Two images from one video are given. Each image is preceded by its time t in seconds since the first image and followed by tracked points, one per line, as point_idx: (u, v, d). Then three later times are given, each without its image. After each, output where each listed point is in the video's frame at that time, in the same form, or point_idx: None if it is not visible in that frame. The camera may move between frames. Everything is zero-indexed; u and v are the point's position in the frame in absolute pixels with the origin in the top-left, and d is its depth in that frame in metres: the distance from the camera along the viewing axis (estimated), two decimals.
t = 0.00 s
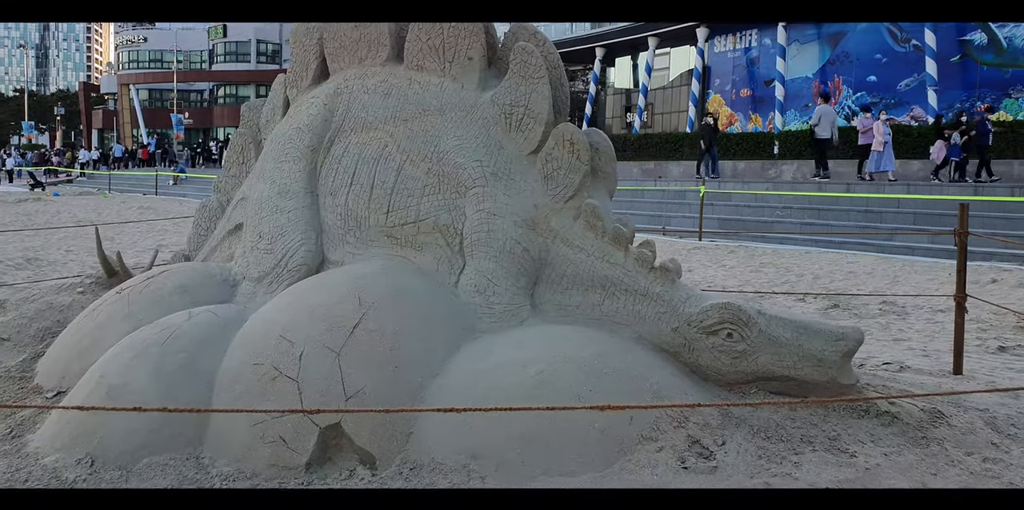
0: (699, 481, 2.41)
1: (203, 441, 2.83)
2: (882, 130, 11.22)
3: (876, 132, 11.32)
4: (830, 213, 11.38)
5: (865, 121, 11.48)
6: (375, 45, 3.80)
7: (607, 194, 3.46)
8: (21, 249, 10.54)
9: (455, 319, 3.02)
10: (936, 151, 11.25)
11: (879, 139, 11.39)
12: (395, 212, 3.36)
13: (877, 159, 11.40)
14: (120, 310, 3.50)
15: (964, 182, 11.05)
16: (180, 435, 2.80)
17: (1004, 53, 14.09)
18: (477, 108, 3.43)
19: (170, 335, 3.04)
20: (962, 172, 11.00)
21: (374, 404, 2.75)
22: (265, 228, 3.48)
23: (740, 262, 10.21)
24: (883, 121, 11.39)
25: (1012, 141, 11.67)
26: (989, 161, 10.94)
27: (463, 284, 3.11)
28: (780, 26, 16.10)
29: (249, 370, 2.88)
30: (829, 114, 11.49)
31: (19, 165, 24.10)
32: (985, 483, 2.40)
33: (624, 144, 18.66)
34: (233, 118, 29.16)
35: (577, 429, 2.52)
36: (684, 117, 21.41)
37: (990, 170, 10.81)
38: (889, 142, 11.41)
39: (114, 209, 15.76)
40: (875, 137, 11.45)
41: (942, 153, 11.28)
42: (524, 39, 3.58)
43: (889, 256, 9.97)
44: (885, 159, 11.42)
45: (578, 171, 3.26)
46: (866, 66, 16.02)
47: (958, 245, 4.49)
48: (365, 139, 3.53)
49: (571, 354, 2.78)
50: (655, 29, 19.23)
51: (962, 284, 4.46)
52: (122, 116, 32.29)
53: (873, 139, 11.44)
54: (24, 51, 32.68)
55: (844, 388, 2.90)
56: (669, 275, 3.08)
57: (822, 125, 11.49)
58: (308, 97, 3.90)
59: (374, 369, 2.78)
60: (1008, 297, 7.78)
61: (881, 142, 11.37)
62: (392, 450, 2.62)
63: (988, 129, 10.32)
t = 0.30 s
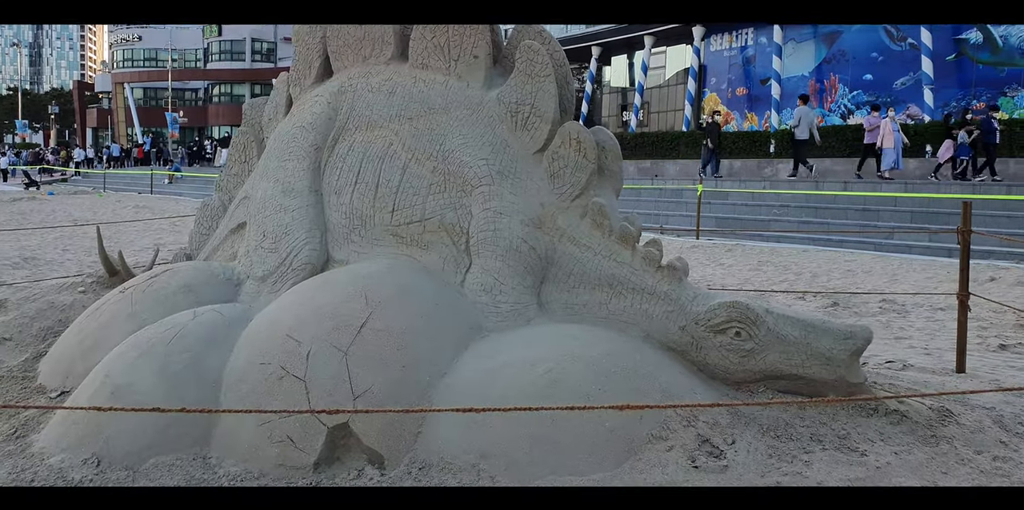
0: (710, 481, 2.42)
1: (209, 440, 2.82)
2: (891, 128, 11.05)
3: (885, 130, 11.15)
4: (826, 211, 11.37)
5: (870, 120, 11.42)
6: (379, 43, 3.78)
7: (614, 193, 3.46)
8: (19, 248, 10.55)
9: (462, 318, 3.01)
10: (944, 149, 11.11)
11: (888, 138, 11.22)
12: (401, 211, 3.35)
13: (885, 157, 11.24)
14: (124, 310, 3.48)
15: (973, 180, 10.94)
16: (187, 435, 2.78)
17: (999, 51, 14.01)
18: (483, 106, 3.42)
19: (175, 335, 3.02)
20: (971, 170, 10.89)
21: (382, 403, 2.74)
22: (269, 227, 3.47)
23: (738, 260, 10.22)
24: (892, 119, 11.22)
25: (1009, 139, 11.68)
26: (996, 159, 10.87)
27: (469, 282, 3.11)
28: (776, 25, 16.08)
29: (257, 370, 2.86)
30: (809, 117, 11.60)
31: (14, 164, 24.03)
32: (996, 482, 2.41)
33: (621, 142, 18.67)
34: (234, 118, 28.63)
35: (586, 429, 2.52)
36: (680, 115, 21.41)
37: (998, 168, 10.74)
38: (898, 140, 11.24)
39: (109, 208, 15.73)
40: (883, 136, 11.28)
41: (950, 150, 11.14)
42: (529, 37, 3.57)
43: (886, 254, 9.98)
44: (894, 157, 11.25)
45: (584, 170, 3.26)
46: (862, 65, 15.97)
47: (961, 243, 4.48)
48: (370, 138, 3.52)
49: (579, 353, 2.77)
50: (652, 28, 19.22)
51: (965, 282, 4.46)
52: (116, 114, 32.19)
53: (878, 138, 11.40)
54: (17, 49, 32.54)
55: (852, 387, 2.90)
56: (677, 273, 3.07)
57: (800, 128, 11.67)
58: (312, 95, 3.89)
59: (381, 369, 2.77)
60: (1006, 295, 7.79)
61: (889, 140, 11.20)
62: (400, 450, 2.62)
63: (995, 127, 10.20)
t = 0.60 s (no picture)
0: (716, 479, 2.42)
1: (211, 440, 2.80)
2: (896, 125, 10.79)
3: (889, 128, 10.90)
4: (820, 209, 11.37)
5: (875, 116, 11.19)
6: (379, 40, 3.76)
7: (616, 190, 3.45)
8: (11, 247, 10.46)
9: (464, 317, 2.99)
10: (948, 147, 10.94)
11: (892, 135, 10.97)
12: (402, 209, 3.33)
13: (889, 155, 10.98)
14: (122, 308, 3.45)
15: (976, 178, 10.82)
16: (188, 435, 2.76)
17: (992, 50, 14.00)
18: (485, 104, 3.40)
19: (175, 333, 3.00)
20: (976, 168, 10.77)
21: (385, 402, 2.72)
22: (268, 225, 3.44)
23: (733, 258, 10.23)
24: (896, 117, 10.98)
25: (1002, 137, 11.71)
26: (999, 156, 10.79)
27: (471, 280, 3.09)
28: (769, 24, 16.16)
29: (258, 368, 2.84)
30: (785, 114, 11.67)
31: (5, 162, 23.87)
32: (1001, 480, 2.42)
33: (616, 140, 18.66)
34: (230, 115, 28.61)
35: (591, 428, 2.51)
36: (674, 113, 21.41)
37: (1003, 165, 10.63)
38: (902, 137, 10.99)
39: (102, 206, 15.62)
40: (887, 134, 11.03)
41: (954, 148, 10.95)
42: (531, 34, 3.56)
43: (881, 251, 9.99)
44: (898, 155, 11.00)
45: (586, 168, 3.24)
46: (854, 62, 15.97)
47: (960, 241, 4.48)
48: (370, 135, 3.50)
49: (583, 352, 2.76)
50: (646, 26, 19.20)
51: (964, 280, 4.46)
52: (108, 112, 31.99)
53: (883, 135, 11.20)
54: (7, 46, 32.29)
55: (857, 385, 2.90)
56: (680, 271, 3.07)
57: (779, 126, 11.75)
58: (311, 92, 3.86)
59: (384, 367, 2.75)
60: (1001, 293, 7.81)
61: (894, 138, 10.95)
62: (404, 449, 2.60)
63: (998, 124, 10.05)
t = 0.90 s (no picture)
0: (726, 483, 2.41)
1: (212, 443, 2.76)
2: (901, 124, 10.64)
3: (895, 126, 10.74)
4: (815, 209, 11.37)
5: (878, 116, 10.94)
6: (380, 38, 3.72)
7: (620, 190, 3.42)
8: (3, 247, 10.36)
9: (467, 318, 2.96)
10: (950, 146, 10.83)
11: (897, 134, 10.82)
12: (403, 209, 3.30)
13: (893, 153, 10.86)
14: (120, 309, 3.41)
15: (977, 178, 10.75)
16: (188, 438, 2.72)
17: (985, 50, 13.98)
18: (487, 102, 3.37)
19: (174, 335, 2.95)
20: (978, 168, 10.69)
21: (388, 405, 2.68)
22: (268, 226, 3.40)
23: (729, 258, 10.21)
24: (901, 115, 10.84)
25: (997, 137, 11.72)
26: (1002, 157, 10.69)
27: (475, 281, 3.06)
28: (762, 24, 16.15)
29: (259, 370, 2.80)
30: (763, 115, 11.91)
31: None
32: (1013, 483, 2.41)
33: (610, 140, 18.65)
34: (223, 115, 28.43)
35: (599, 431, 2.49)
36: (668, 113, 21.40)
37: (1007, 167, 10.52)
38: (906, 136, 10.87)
39: (93, 206, 15.47)
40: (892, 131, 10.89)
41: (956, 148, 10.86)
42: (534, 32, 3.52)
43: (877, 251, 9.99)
44: (901, 154, 10.89)
45: (590, 167, 3.21)
46: (848, 62, 15.87)
47: (962, 241, 4.46)
48: (372, 134, 3.46)
49: (590, 354, 2.73)
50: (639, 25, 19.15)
51: (967, 279, 4.45)
52: (99, 112, 31.76)
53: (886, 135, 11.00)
54: None
55: (865, 387, 2.87)
56: (685, 271, 3.04)
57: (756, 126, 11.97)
58: (310, 91, 3.82)
59: (387, 369, 2.71)
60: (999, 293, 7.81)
61: (899, 136, 10.81)
62: (408, 452, 2.57)
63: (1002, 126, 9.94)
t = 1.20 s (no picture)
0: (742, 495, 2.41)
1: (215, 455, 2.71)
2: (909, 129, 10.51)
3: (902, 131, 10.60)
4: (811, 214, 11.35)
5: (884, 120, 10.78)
6: (383, 43, 3.68)
7: (626, 196, 3.39)
8: None
9: (474, 327, 2.91)
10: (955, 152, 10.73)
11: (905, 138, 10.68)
12: (407, 216, 3.25)
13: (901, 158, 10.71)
14: (119, 318, 3.36)
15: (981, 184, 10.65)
16: (190, 450, 2.67)
17: (978, 55, 14.11)
18: (492, 108, 3.33)
19: (175, 345, 2.90)
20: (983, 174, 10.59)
21: (394, 415, 2.64)
22: (269, 233, 3.36)
23: (726, 264, 10.19)
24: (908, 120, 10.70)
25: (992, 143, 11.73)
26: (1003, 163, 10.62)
27: (480, 288, 3.01)
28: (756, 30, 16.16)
29: (262, 380, 2.76)
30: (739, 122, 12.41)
31: None
32: None
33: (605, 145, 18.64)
34: (217, 120, 27.89)
35: (610, 443, 2.47)
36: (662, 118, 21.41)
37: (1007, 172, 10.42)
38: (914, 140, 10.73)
39: (84, 212, 15.35)
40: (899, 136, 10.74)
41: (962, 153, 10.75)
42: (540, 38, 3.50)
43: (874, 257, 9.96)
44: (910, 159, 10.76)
45: (597, 174, 3.18)
46: (842, 68, 15.96)
47: (966, 248, 4.45)
48: (374, 140, 3.42)
49: (600, 363, 2.69)
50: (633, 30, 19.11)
51: (970, 286, 4.43)
52: (90, 116, 31.59)
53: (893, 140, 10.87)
54: None
55: (876, 396, 2.87)
56: (694, 279, 3.01)
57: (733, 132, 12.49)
58: (311, 97, 3.78)
59: (393, 379, 2.67)
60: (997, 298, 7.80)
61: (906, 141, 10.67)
62: (416, 464, 2.53)
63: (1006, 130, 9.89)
